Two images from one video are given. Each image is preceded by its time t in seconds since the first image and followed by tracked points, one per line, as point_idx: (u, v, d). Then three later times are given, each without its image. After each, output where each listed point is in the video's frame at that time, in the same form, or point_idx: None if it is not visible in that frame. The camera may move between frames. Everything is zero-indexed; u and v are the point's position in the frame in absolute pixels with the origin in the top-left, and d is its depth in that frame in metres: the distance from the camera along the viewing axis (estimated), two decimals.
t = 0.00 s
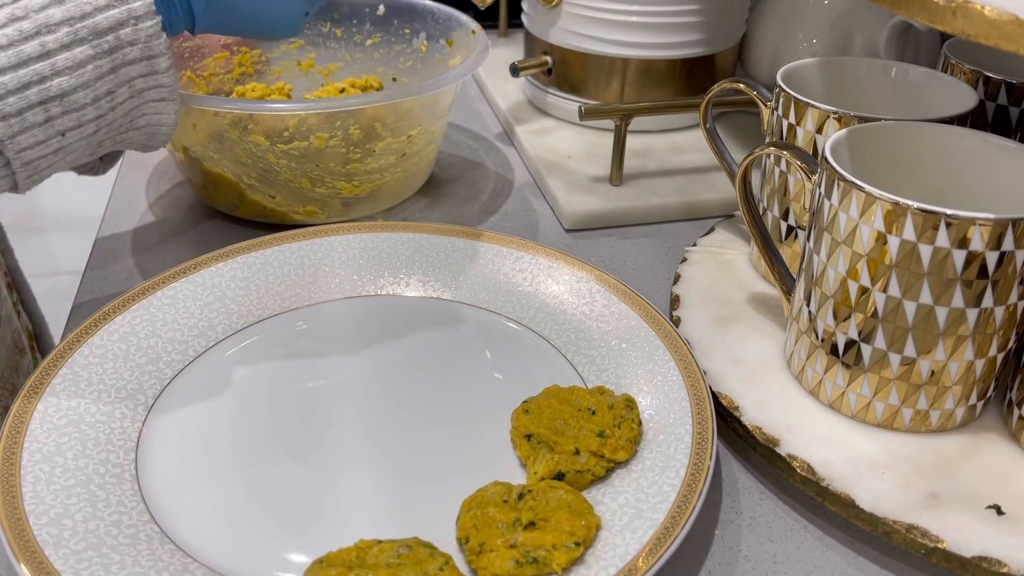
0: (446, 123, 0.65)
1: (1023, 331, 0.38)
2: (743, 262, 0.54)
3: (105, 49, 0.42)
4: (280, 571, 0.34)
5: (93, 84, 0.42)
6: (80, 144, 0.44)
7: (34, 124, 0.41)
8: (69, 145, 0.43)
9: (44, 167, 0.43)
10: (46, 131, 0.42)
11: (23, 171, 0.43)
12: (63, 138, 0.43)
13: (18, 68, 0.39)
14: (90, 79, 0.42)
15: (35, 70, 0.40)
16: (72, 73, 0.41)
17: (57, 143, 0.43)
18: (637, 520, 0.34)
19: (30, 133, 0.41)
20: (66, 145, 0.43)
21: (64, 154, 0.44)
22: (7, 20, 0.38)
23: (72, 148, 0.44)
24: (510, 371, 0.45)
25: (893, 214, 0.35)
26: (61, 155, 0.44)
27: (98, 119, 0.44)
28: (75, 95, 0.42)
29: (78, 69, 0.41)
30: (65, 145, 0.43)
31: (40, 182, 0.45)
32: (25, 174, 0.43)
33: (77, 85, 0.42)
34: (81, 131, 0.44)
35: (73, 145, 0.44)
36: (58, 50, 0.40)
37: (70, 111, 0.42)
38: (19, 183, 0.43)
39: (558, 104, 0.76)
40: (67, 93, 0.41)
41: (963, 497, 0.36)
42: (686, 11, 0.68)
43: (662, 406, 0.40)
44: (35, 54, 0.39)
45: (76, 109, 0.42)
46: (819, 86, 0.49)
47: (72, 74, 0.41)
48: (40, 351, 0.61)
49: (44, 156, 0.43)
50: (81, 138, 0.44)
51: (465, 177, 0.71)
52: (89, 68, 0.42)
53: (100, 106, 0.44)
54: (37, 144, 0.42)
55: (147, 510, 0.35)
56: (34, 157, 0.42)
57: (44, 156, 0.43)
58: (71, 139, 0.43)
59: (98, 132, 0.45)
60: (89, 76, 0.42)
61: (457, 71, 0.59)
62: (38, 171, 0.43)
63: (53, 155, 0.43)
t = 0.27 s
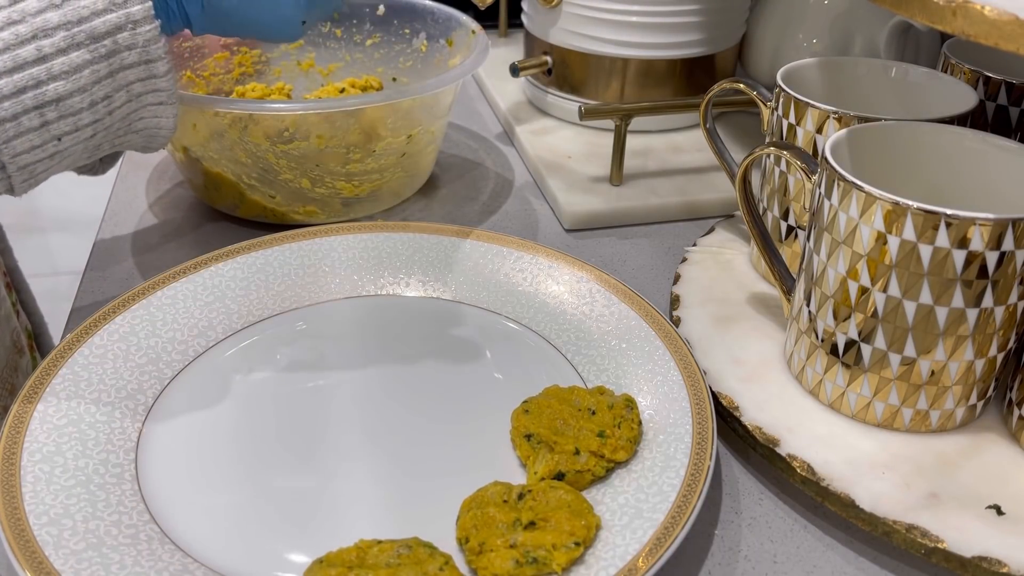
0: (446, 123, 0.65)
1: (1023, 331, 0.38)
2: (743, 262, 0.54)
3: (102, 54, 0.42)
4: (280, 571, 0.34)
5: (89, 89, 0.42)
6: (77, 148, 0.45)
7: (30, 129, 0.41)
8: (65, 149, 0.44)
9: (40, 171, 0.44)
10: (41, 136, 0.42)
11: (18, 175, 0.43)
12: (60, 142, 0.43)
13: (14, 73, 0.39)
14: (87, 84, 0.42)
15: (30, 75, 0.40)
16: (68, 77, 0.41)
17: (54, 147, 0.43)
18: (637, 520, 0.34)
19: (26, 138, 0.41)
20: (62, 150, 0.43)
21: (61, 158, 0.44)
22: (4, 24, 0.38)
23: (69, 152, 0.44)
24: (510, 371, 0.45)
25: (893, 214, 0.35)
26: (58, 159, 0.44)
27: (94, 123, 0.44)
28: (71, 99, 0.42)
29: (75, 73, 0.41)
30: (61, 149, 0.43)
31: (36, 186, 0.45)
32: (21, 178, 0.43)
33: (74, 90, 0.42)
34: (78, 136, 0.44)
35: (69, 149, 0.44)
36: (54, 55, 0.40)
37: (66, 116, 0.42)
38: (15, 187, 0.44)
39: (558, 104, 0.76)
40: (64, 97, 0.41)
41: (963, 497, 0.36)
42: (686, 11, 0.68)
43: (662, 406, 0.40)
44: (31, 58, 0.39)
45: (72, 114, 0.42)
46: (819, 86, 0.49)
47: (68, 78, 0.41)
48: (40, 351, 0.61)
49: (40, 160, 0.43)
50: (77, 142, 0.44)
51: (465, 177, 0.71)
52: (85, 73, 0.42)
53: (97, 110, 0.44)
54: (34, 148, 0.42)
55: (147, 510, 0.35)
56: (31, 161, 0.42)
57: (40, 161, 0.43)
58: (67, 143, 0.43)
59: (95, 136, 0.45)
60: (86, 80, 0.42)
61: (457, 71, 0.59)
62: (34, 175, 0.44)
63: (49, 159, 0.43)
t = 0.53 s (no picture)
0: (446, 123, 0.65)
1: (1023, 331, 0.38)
2: (743, 262, 0.54)
3: (81, 56, 0.42)
4: (280, 571, 0.34)
5: (69, 92, 0.42)
6: (60, 153, 0.45)
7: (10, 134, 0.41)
8: (47, 154, 0.44)
9: (22, 176, 0.44)
10: (21, 141, 0.42)
11: None
12: (41, 147, 0.43)
13: None
14: (66, 87, 0.42)
15: (8, 78, 0.40)
16: (46, 80, 0.41)
17: (34, 152, 0.43)
18: (637, 520, 0.34)
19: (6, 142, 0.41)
20: (43, 155, 0.44)
21: (43, 164, 0.44)
22: None
23: (52, 157, 0.44)
24: (509, 371, 0.45)
25: (893, 214, 0.35)
26: (40, 164, 0.44)
27: (76, 127, 0.44)
28: (50, 103, 0.42)
29: (53, 76, 0.41)
30: (43, 154, 0.44)
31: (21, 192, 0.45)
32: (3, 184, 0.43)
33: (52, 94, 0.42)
34: (59, 140, 0.44)
35: (51, 154, 0.44)
36: (32, 57, 0.40)
37: (45, 120, 0.42)
38: None
39: (558, 104, 0.76)
40: (43, 100, 0.41)
41: (963, 497, 0.36)
42: (686, 11, 0.68)
43: (662, 406, 0.40)
44: (8, 61, 0.40)
45: (52, 117, 0.42)
46: (819, 86, 0.49)
47: (47, 81, 0.41)
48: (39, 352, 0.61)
49: (21, 166, 0.43)
50: (59, 147, 0.44)
51: (465, 177, 0.71)
52: (64, 75, 0.42)
53: (78, 113, 0.44)
54: (14, 154, 0.42)
55: (147, 510, 0.35)
56: (12, 166, 0.42)
57: (21, 166, 0.43)
58: (49, 148, 0.44)
59: (78, 141, 0.45)
60: (65, 83, 0.42)
61: (456, 71, 0.59)
62: (16, 180, 0.44)
63: (31, 165, 0.43)
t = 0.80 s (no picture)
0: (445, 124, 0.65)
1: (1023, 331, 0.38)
2: (743, 262, 0.54)
3: (66, 81, 0.41)
4: (280, 571, 0.34)
5: (53, 118, 0.42)
6: (44, 178, 0.44)
7: None
8: (29, 180, 0.43)
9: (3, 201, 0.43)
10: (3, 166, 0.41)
11: None
12: (23, 172, 0.42)
13: None
14: (51, 113, 0.41)
15: None
16: (30, 107, 0.40)
17: (16, 178, 0.42)
18: (637, 520, 0.34)
19: None
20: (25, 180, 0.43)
21: (26, 188, 0.43)
22: None
23: (35, 182, 0.43)
24: (509, 371, 0.45)
25: (893, 214, 0.35)
26: (22, 188, 0.43)
27: (59, 153, 0.43)
28: (34, 129, 0.41)
29: (37, 102, 0.40)
30: (25, 180, 0.43)
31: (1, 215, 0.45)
32: None
33: (36, 120, 0.41)
34: (43, 165, 0.43)
35: (35, 179, 0.43)
36: (16, 84, 0.39)
37: (28, 146, 0.41)
38: None
39: (558, 104, 0.76)
40: (26, 126, 0.41)
41: (963, 496, 0.36)
42: (686, 11, 0.68)
43: (662, 406, 0.40)
44: None
45: (36, 143, 0.42)
46: (819, 86, 0.49)
47: (30, 107, 0.40)
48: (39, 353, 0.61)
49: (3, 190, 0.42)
50: (43, 173, 0.43)
51: (465, 176, 0.71)
52: (48, 101, 0.41)
53: (63, 139, 0.43)
54: None
55: (147, 510, 0.35)
56: None
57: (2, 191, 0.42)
58: (31, 174, 0.43)
59: (62, 166, 0.44)
60: (50, 109, 0.41)
61: (456, 71, 0.59)
62: None
63: (14, 190, 0.43)
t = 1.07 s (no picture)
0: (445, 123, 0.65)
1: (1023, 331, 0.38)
2: (743, 262, 0.54)
3: (56, 71, 0.41)
4: (280, 571, 0.34)
5: (44, 109, 0.41)
6: (38, 171, 0.44)
7: None
8: (23, 172, 0.43)
9: None
10: None
11: None
12: (16, 165, 0.42)
13: None
14: (41, 104, 0.41)
15: None
16: (19, 98, 0.40)
17: (10, 170, 0.42)
18: (637, 520, 0.34)
19: None
20: (19, 172, 0.43)
21: (20, 181, 0.44)
22: None
23: (29, 175, 0.44)
24: (509, 371, 0.45)
25: (893, 214, 0.35)
26: (17, 181, 0.43)
27: (52, 145, 0.43)
28: (23, 120, 0.41)
29: (26, 93, 0.40)
30: (18, 173, 0.43)
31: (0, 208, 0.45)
32: None
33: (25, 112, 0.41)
34: (35, 158, 0.43)
35: (29, 171, 0.43)
36: (4, 74, 0.40)
37: (19, 138, 0.41)
38: None
39: (558, 104, 0.76)
40: (16, 118, 0.41)
41: (963, 497, 0.36)
42: (685, 11, 0.68)
43: (662, 406, 0.40)
44: None
45: (26, 135, 0.42)
46: (819, 86, 0.49)
47: (19, 98, 0.40)
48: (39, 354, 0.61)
49: None
50: (37, 165, 0.44)
51: (465, 177, 0.71)
52: (38, 92, 0.41)
53: (54, 131, 0.43)
54: None
55: (147, 510, 0.35)
56: None
57: None
58: (24, 166, 0.43)
59: (56, 158, 0.44)
60: (39, 100, 0.41)
61: (456, 71, 0.59)
62: None
63: (7, 183, 0.43)
